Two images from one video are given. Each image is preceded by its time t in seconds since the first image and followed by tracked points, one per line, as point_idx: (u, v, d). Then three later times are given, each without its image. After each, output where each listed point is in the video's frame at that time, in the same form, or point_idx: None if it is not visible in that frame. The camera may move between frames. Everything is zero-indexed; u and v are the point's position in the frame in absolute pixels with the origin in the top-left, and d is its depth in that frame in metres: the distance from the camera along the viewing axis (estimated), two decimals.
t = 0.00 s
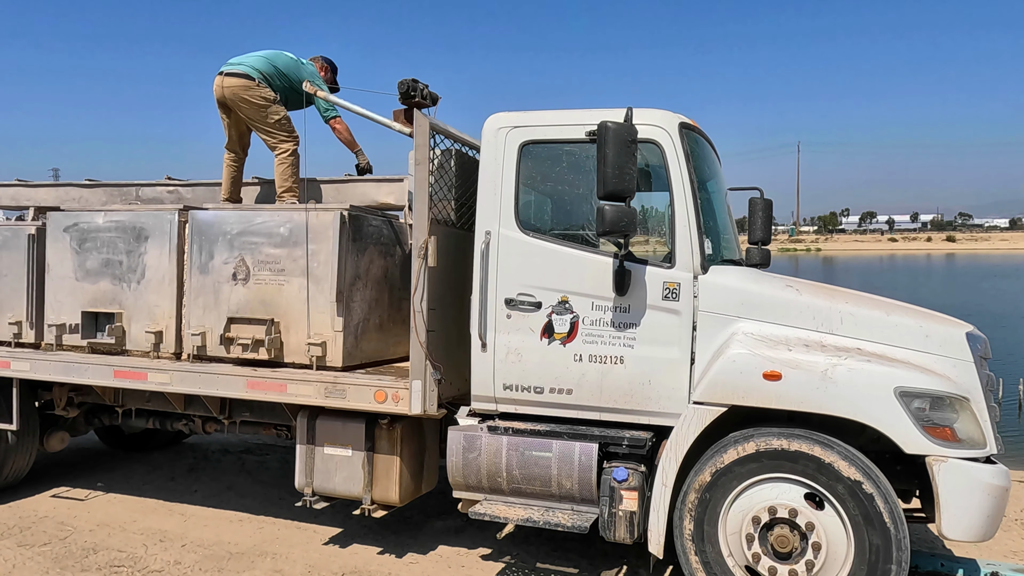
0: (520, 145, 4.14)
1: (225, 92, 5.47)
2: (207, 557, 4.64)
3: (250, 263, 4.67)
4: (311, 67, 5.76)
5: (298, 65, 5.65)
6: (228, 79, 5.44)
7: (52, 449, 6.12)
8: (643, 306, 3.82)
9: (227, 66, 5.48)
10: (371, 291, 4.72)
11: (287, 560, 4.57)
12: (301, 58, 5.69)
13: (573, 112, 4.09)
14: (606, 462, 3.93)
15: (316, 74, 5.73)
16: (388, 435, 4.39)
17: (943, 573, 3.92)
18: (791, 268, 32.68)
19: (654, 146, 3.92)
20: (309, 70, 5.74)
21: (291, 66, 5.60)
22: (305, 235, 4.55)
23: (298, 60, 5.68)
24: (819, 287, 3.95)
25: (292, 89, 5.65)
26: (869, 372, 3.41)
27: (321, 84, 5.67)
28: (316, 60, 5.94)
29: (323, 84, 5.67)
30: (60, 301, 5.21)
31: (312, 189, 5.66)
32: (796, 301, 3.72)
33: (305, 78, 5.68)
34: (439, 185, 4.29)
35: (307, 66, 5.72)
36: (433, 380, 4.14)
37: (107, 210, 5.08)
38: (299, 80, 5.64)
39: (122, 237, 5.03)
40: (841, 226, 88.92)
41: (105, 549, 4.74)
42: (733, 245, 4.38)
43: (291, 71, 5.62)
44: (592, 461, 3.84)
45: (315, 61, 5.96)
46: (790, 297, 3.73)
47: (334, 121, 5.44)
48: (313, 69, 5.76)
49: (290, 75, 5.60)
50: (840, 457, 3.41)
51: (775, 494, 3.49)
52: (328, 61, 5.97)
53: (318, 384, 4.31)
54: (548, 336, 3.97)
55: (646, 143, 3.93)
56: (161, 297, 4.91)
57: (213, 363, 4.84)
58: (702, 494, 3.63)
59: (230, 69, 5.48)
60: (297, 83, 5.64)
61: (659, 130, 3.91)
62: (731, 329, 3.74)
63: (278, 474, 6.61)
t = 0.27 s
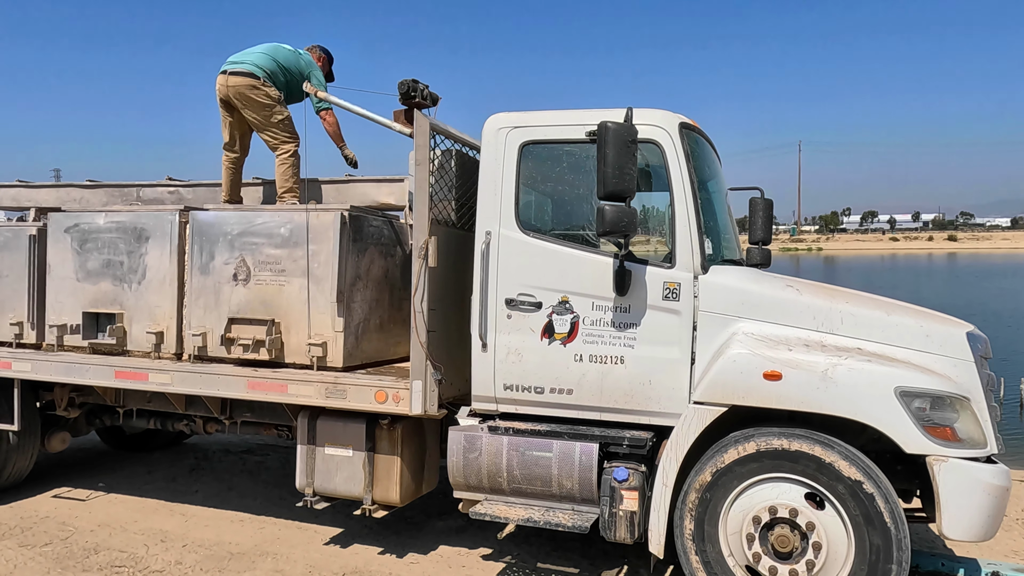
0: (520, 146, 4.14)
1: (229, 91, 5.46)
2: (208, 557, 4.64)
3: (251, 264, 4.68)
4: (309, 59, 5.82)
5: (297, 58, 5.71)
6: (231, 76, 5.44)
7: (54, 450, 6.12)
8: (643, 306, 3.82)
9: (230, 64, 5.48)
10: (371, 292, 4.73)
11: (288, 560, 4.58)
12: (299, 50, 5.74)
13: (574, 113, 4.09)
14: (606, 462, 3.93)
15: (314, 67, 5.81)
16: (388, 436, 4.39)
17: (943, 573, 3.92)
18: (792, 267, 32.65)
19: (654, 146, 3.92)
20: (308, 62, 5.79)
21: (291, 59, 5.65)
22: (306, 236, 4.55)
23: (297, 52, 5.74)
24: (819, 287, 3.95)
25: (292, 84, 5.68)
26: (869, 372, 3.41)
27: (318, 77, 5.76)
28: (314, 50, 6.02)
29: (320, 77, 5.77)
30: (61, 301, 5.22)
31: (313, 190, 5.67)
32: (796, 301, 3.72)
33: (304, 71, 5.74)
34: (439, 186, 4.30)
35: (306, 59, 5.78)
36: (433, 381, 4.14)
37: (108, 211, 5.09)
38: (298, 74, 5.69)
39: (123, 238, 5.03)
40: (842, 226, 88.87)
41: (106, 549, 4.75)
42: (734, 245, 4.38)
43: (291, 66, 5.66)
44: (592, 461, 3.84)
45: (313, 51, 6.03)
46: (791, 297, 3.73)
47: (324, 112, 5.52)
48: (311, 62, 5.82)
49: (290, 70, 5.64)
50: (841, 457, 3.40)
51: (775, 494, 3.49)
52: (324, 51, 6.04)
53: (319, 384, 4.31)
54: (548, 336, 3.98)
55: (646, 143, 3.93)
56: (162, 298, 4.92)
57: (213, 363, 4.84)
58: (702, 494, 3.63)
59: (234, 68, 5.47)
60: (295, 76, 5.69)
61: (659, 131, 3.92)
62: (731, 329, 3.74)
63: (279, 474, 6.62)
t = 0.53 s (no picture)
0: (519, 145, 4.14)
1: (228, 88, 5.45)
2: (208, 556, 4.64)
3: (250, 263, 4.68)
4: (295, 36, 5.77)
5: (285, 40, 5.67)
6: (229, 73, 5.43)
7: (55, 449, 6.13)
8: (643, 305, 3.82)
9: (229, 63, 5.46)
10: (370, 291, 4.73)
11: (288, 559, 4.58)
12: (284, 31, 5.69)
13: (572, 112, 4.09)
14: (606, 461, 3.93)
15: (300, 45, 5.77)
16: (387, 435, 4.39)
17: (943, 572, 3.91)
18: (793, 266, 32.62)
19: (653, 145, 3.92)
20: (296, 41, 5.75)
21: (280, 43, 5.63)
22: (305, 235, 4.55)
23: (282, 33, 5.69)
24: (818, 286, 3.95)
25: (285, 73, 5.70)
26: (869, 370, 3.40)
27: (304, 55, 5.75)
28: (294, 24, 5.96)
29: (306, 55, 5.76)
30: (61, 301, 5.22)
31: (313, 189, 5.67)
32: (796, 300, 3.71)
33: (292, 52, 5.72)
34: (439, 185, 4.29)
35: (293, 40, 5.74)
36: (432, 380, 4.14)
37: (108, 211, 5.09)
38: (288, 59, 5.68)
39: (123, 238, 5.04)
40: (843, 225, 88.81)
41: (107, 549, 4.75)
42: (733, 243, 4.38)
43: (282, 53, 5.64)
44: (592, 460, 3.84)
45: (297, 25, 5.96)
46: (790, 295, 3.72)
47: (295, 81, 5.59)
48: (299, 41, 5.78)
49: (281, 57, 5.63)
50: (840, 455, 3.40)
51: (775, 493, 3.49)
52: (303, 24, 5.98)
53: (318, 384, 4.31)
54: (548, 335, 3.97)
55: (645, 141, 3.93)
56: (162, 297, 4.92)
57: (213, 363, 4.84)
58: (702, 492, 3.62)
59: (232, 66, 5.45)
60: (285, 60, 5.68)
61: (659, 129, 3.91)
62: (730, 327, 3.74)
63: (279, 474, 6.62)
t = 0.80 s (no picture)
0: (519, 145, 4.14)
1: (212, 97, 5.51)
2: (210, 556, 4.65)
3: (251, 264, 4.68)
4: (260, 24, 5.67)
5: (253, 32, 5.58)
6: (211, 84, 5.49)
7: (57, 450, 6.15)
8: (643, 304, 3.82)
9: (210, 73, 5.50)
10: (371, 291, 4.73)
11: (290, 559, 4.59)
12: (249, 23, 5.61)
13: (573, 111, 4.09)
14: (607, 460, 3.93)
15: (269, 31, 5.66)
16: (389, 435, 4.40)
17: (946, 571, 3.91)
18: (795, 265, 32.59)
19: (654, 144, 3.92)
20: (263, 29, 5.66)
21: (247, 38, 5.57)
22: (306, 235, 4.56)
23: (247, 26, 5.60)
24: (819, 285, 3.95)
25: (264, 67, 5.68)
26: (869, 370, 3.40)
27: (275, 39, 5.65)
28: (258, 9, 5.82)
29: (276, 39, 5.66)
30: (62, 302, 5.24)
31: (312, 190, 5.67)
32: (796, 299, 3.71)
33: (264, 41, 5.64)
34: (439, 185, 4.30)
35: (263, 29, 5.64)
36: (434, 380, 4.14)
37: (109, 211, 5.10)
38: (262, 51, 5.62)
39: (124, 238, 5.05)
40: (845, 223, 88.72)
41: (109, 549, 4.77)
42: (734, 242, 4.37)
43: (256, 49, 5.60)
44: (592, 459, 3.84)
45: (259, 11, 5.82)
46: (791, 294, 3.73)
47: (274, 64, 5.52)
48: (268, 29, 5.67)
49: (256, 53, 5.59)
50: (841, 454, 3.40)
51: (775, 492, 3.49)
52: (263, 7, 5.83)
53: (320, 384, 4.32)
54: (548, 335, 3.98)
55: (645, 141, 3.93)
56: (163, 298, 4.93)
57: (214, 363, 4.85)
58: (702, 492, 3.63)
59: (213, 75, 5.50)
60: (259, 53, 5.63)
61: (659, 129, 3.91)
62: (731, 327, 3.74)
63: (281, 474, 6.63)
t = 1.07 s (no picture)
0: (520, 142, 4.13)
1: (203, 94, 5.56)
2: (211, 555, 4.65)
3: (251, 262, 4.68)
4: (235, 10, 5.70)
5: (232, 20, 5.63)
6: (202, 81, 5.54)
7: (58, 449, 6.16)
8: (644, 302, 3.82)
9: (199, 70, 5.54)
10: (372, 289, 4.72)
11: (291, 558, 4.58)
12: (226, 12, 5.64)
13: (574, 109, 4.08)
14: (608, 458, 3.92)
15: (244, 16, 5.71)
16: (390, 433, 4.40)
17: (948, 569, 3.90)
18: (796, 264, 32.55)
19: (654, 142, 3.91)
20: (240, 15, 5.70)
21: (230, 28, 5.61)
22: (306, 234, 4.55)
23: (225, 15, 5.63)
24: (821, 282, 3.94)
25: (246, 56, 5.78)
26: (871, 367, 3.39)
27: (253, 23, 5.72)
28: None
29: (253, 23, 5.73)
30: (63, 301, 5.23)
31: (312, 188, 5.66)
32: (798, 296, 3.71)
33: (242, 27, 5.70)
34: (440, 183, 4.29)
35: (239, 15, 5.68)
36: (434, 378, 4.13)
37: (110, 211, 5.10)
38: (244, 39, 5.70)
39: (125, 238, 5.04)
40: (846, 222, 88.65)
41: (110, 548, 4.76)
42: (735, 240, 4.36)
43: (238, 39, 5.67)
44: (594, 457, 3.83)
45: None
46: (792, 292, 3.72)
47: (252, 47, 5.64)
48: (243, 14, 5.72)
49: (238, 43, 5.67)
50: (843, 452, 3.39)
51: (777, 490, 3.48)
52: None
53: (320, 382, 4.31)
54: (549, 333, 3.97)
55: (646, 138, 3.92)
56: (164, 297, 4.93)
57: (215, 362, 4.85)
58: (704, 490, 3.62)
59: (203, 71, 5.54)
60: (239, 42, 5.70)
61: (659, 126, 3.91)
62: (732, 324, 3.73)
63: (283, 473, 6.63)
